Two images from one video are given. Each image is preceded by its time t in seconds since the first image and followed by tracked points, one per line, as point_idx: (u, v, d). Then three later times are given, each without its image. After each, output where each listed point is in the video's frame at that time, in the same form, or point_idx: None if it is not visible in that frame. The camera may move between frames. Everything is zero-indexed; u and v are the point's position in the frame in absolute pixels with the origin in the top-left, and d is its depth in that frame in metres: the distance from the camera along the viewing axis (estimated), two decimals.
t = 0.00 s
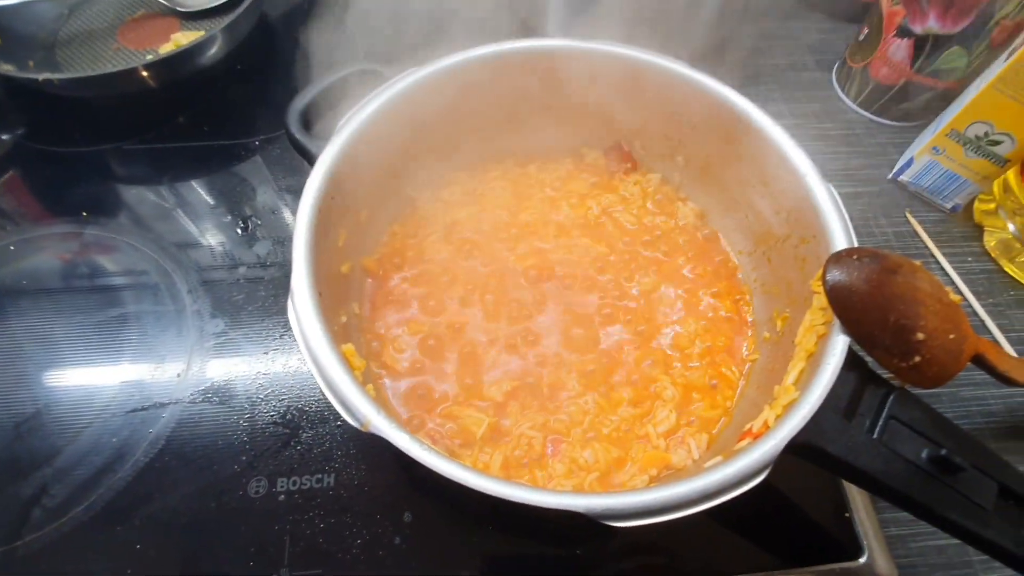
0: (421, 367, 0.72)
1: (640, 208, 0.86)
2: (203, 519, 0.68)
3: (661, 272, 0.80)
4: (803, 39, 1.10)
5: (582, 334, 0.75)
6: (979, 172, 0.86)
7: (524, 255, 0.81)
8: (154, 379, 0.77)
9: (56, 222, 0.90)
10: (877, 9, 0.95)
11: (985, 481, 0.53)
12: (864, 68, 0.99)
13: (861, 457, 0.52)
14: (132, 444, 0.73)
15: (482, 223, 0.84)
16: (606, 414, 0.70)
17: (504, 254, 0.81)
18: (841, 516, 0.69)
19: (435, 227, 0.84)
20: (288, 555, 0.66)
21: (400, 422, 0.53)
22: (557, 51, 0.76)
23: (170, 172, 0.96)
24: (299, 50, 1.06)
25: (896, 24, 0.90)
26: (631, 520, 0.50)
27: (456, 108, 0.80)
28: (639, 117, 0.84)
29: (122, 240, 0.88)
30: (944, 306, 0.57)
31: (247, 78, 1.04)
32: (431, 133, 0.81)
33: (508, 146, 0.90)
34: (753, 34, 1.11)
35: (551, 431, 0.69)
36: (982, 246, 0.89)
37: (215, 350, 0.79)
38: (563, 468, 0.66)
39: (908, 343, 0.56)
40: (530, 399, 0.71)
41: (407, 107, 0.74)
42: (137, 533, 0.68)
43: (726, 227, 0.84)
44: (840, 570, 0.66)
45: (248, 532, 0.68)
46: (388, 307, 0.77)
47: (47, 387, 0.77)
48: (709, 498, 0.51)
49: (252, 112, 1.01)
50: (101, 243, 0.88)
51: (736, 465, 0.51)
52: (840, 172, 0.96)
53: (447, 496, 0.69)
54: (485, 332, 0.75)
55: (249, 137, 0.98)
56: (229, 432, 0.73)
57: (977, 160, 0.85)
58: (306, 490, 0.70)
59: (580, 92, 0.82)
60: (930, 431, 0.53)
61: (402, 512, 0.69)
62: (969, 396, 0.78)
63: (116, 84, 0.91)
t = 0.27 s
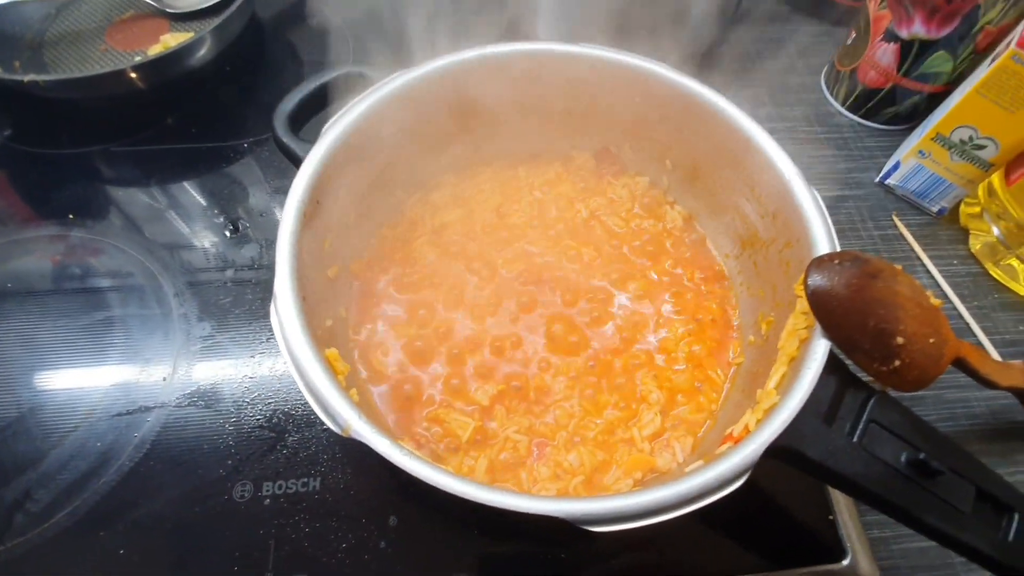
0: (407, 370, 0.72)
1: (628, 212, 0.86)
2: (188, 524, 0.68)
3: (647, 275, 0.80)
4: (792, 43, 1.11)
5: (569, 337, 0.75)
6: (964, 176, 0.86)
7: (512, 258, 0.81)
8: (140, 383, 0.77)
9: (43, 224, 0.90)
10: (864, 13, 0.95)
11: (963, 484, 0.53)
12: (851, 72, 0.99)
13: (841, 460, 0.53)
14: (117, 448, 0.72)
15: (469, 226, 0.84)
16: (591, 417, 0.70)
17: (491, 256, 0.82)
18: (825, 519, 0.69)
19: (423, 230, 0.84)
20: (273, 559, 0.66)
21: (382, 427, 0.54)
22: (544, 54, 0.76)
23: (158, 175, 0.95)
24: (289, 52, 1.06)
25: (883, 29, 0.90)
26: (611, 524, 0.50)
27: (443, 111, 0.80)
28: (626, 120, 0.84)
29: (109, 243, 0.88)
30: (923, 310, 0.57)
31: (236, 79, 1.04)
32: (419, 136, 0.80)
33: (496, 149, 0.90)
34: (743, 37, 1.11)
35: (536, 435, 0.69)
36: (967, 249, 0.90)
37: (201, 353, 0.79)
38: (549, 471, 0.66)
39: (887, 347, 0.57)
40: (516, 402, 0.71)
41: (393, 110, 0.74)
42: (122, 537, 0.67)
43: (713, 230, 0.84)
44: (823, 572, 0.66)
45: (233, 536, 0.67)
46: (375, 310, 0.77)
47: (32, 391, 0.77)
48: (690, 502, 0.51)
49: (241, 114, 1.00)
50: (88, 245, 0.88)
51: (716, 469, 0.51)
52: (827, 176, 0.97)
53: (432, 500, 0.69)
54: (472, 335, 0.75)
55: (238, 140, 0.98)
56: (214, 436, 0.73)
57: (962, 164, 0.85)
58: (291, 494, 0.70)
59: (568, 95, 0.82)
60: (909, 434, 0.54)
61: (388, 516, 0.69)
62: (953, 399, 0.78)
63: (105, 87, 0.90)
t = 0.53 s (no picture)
0: (385, 376, 0.73)
1: (609, 220, 0.86)
2: (166, 527, 0.69)
3: (625, 284, 0.81)
4: (777, 52, 1.12)
5: (547, 345, 0.76)
6: (941, 188, 0.87)
7: (492, 265, 0.82)
8: (121, 388, 0.78)
9: (29, 229, 0.91)
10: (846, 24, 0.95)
11: (923, 494, 0.55)
12: (833, 83, 1.00)
13: (803, 470, 0.54)
14: (97, 452, 0.73)
15: (451, 233, 0.85)
16: (566, 424, 0.71)
17: (472, 263, 0.83)
18: (797, 526, 0.70)
19: (404, 237, 0.85)
20: (249, 563, 0.67)
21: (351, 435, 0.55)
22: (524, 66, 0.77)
23: (145, 179, 0.96)
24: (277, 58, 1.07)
25: (863, 41, 0.91)
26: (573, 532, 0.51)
27: (425, 121, 0.81)
28: (607, 131, 0.85)
29: (93, 247, 0.89)
30: (887, 322, 0.59)
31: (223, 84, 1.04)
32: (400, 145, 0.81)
33: (479, 158, 0.91)
34: (728, 46, 1.12)
35: (512, 441, 0.70)
36: (944, 259, 0.91)
37: (183, 358, 0.80)
38: (523, 478, 0.67)
39: (852, 358, 0.58)
40: (493, 409, 0.72)
41: (374, 120, 0.74)
42: (101, 540, 0.68)
43: (692, 240, 0.85)
44: None
45: (210, 540, 0.68)
46: (356, 316, 0.78)
47: (15, 394, 0.78)
48: (653, 511, 0.52)
49: (228, 120, 1.01)
50: (74, 249, 0.89)
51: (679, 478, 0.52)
52: (808, 185, 0.98)
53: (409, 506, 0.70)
54: (451, 342, 0.76)
55: (225, 145, 0.99)
56: (194, 440, 0.74)
57: (939, 175, 0.86)
58: (269, 499, 0.70)
59: (549, 106, 0.83)
60: (871, 445, 0.55)
61: (364, 521, 0.70)
62: (926, 408, 0.80)
63: (91, 93, 0.91)
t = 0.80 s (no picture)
0: (368, 370, 0.74)
1: (598, 222, 0.87)
2: (145, 513, 0.70)
3: (611, 286, 0.81)
4: (778, 58, 1.11)
5: (531, 344, 0.76)
6: (935, 200, 0.87)
7: (479, 264, 0.83)
8: (108, 374, 0.78)
9: (26, 214, 0.92)
10: (844, 31, 0.94)
11: (894, 505, 0.54)
12: (831, 91, 0.99)
13: (774, 476, 0.54)
14: (81, 436, 0.74)
15: (440, 230, 0.85)
16: (545, 424, 0.71)
17: (459, 261, 0.83)
18: (774, 534, 0.70)
19: (393, 233, 0.85)
20: (226, 552, 0.68)
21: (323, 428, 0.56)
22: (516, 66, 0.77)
23: (142, 169, 0.97)
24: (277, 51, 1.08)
25: (861, 49, 0.90)
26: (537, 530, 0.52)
27: (416, 117, 0.81)
28: (598, 132, 0.85)
29: (87, 234, 0.90)
30: (866, 331, 0.59)
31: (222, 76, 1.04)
32: (391, 141, 0.82)
33: (471, 156, 0.91)
34: (729, 51, 1.11)
35: (490, 439, 0.70)
36: (937, 270, 0.91)
37: (170, 347, 0.80)
38: (499, 476, 0.67)
39: (828, 366, 0.58)
40: (473, 406, 0.72)
41: (364, 116, 0.75)
42: (81, 524, 0.69)
43: (681, 243, 0.85)
44: None
45: (187, 527, 0.69)
46: (342, 310, 0.79)
47: (4, 377, 0.79)
48: (619, 511, 0.52)
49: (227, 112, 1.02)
50: (69, 236, 0.90)
51: (647, 480, 0.53)
52: (803, 192, 0.97)
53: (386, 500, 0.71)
54: (435, 338, 0.77)
55: (222, 137, 1.00)
56: (177, 427, 0.75)
57: (933, 186, 0.85)
58: (248, 488, 0.71)
59: (541, 106, 0.83)
60: (845, 454, 0.55)
61: (341, 513, 0.70)
62: (912, 419, 0.79)
63: (91, 83, 0.92)
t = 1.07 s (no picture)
0: (359, 356, 0.75)
1: (597, 220, 0.88)
2: (139, 483, 0.72)
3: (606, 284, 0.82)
4: (791, 65, 1.10)
5: (522, 337, 0.77)
6: (942, 213, 0.85)
7: (477, 257, 0.83)
8: (112, 348, 0.81)
9: (46, 191, 0.95)
10: (858, 40, 0.93)
11: (870, 512, 0.54)
12: (843, 100, 0.98)
13: (751, 477, 0.54)
14: (83, 406, 0.77)
15: (440, 222, 0.87)
16: (532, 416, 0.71)
17: (457, 252, 0.84)
18: (756, 539, 0.69)
19: (394, 223, 0.87)
20: (213, 524, 0.69)
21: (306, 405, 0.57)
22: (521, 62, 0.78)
23: (157, 152, 1.00)
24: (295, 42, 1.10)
25: (873, 58, 0.89)
26: (508, 515, 0.52)
27: (421, 109, 0.82)
28: (601, 131, 0.85)
29: (101, 212, 0.93)
30: (852, 338, 0.60)
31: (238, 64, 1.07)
32: (396, 131, 0.83)
33: (475, 151, 0.92)
34: (742, 57, 1.11)
35: (475, 428, 0.71)
36: (941, 284, 0.89)
37: (173, 325, 0.83)
38: (481, 464, 0.67)
39: (811, 370, 0.59)
40: (461, 395, 0.73)
41: (369, 106, 0.76)
42: (77, 489, 0.71)
43: (679, 245, 0.85)
44: None
45: (178, 499, 0.71)
46: (340, 295, 0.80)
47: (14, 346, 0.82)
48: (591, 502, 0.53)
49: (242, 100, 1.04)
50: (84, 213, 0.93)
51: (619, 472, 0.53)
52: (808, 200, 0.96)
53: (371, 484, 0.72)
54: (428, 327, 0.78)
55: (236, 124, 1.02)
56: (175, 402, 0.77)
57: (940, 199, 0.84)
58: (238, 464, 0.72)
59: (545, 103, 0.84)
60: (823, 459, 0.55)
61: (327, 494, 0.71)
62: (906, 433, 0.78)
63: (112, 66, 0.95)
